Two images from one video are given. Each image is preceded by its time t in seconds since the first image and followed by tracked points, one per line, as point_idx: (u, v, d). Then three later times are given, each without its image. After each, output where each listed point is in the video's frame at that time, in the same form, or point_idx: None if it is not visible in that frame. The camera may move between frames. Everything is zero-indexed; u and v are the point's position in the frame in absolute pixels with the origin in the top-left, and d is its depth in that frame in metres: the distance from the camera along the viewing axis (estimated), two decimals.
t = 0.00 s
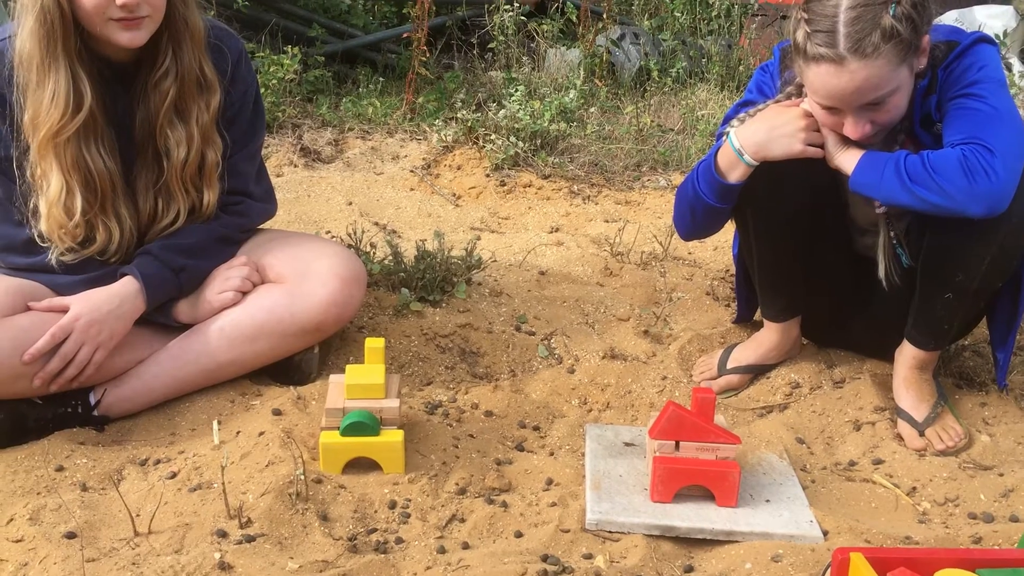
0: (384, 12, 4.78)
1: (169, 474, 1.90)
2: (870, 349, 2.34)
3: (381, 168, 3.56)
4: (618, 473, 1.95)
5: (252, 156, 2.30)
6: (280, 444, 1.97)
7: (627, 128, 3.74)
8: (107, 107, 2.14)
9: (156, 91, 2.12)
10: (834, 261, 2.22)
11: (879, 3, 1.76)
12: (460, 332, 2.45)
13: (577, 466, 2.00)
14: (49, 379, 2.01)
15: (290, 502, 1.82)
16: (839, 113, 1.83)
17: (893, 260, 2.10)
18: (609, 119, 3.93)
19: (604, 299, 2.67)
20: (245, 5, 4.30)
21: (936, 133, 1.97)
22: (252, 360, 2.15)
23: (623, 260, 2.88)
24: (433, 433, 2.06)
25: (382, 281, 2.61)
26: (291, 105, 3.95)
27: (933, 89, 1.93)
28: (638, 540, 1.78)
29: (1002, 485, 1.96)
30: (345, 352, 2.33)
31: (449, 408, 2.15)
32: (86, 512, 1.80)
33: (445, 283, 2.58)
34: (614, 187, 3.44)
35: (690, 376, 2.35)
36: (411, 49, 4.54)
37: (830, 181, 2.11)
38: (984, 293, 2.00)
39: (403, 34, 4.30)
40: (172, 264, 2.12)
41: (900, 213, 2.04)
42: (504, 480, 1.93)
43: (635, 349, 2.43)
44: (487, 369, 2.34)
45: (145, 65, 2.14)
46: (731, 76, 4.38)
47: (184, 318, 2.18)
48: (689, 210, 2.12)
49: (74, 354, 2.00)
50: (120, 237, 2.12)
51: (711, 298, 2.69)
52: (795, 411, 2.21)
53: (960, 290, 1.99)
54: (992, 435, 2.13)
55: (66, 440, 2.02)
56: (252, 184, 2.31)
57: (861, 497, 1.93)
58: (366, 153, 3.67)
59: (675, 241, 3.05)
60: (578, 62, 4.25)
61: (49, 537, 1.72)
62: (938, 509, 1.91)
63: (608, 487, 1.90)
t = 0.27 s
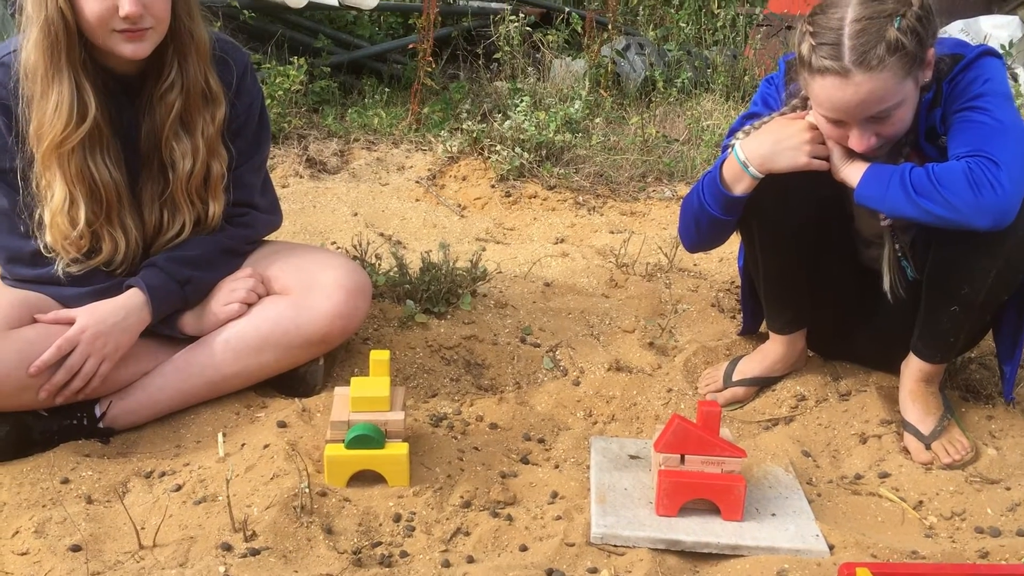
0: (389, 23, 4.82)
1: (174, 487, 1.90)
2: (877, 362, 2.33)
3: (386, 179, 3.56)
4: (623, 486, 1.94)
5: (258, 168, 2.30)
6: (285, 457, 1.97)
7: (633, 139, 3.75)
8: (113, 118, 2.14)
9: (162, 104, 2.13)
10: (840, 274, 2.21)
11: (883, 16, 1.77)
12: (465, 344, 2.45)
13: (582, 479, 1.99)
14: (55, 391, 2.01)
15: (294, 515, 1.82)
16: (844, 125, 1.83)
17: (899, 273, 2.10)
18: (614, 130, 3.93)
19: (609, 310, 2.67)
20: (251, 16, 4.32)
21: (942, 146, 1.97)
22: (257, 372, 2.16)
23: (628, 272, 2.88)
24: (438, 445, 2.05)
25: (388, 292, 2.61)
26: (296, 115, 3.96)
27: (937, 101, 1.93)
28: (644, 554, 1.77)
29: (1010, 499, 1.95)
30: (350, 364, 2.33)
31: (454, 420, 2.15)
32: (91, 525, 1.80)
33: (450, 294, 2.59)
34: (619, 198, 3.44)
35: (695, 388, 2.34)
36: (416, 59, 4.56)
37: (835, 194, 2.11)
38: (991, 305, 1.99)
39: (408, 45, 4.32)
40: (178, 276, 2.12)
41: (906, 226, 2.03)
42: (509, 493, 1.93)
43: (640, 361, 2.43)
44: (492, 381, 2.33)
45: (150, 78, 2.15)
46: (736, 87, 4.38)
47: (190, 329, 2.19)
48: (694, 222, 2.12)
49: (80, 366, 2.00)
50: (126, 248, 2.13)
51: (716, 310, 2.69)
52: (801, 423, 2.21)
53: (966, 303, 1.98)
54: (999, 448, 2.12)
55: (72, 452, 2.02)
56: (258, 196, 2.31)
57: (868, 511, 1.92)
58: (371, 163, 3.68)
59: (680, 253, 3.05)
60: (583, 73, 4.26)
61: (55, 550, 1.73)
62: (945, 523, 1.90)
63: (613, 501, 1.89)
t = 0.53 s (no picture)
0: (394, 33, 4.84)
1: (180, 497, 1.91)
2: (883, 373, 2.33)
3: (391, 189, 3.57)
4: (629, 497, 1.94)
5: (264, 178, 2.31)
6: (291, 467, 1.97)
7: (637, 149, 3.76)
8: (119, 129, 2.15)
9: (168, 115, 2.14)
10: (845, 288, 2.22)
11: (897, 13, 1.79)
12: (471, 355, 2.45)
13: (588, 491, 2.00)
14: (62, 402, 2.01)
15: (300, 526, 1.82)
16: (847, 124, 1.83)
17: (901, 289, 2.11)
18: (619, 140, 3.94)
19: (614, 321, 2.67)
20: (256, 26, 4.34)
21: (946, 160, 1.97)
22: (263, 382, 2.16)
23: (633, 282, 2.88)
24: (443, 456, 2.06)
25: (393, 302, 2.62)
26: (302, 125, 3.98)
27: (941, 116, 1.94)
28: (649, 566, 1.77)
29: (1015, 511, 1.95)
30: (355, 374, 2.34)
31: (459, 431, 2.16)
32: (97, 535, 1.80)
33: (455, 305, 2.59)
34: (624, 209, 3.45)
35: (700, 400, 2.34)
36: (421, 69, 4.57)
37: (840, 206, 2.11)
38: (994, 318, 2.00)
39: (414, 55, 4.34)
40: (185, 286, 2.13)
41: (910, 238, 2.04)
42: (514, 504, 1.93)
43: (646, 372, 2.43)
44: (497, 392, 2.34)
45: (157, 89, 2.16)
46: (740, 97, 4.39)
47: (196, 340, 2.19)
48: (698, 234, 2.13)
49: (87, 376, 2.01)
50: (132, 258, 2.14)
51: (721, 320, 2.69)
52: (806, 435, 2.21)
53: (971, 315, 1.98)
54: (1004, 460, 2.12)
55: (78, 462, 2.03)
56: (264, 207, 2.32)
57: (873, 523, 1.92)
58: (376, 173, 3.69)
59: (685, 263, 3.05)
60: (588, 83, 4.27)
61: (61, 561, 1.73)
62: (951, 535, 1.90)
63: (618, 512, 1.89)
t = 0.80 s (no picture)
0: (395, 39, 4.85)
1: (179, 501, 1.90)
2: (884, 380, 2.33)
3: (391, 194, 3.57)
4: (629, 503, 1.94)
5: (264, 183, 2.31)
6: (290, 472, 1.97)
7: (637, 155, 3.76)
8: (120, 134, 2.16)
9: (168, 119, 2.14)
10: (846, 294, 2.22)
11: None
12: (470, 360, 2.45)
13: (587, 496, 1.99)
14: (61, 406, 2.01)
15: (299, 530, 1.82)
16: (846, 88, 1.86)
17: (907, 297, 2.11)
18: (619, 146, 3.94)
19: (614, 326, 2.67)
20: (257, 32, 4.35)
21: (946, 165, 1.98)
22: (263, 387, 2.16)
23: (632, 288, 2.88)
24: (443, 461, 2.05)
25: (393, 307, 2.62)
26: (302, 130, 3.98)
27: (941, 121, 1.96)
28: (649, 571, 1.77)
29: (1015, 517, 1.95)
30: (355, 379, 2.34)
31: (459, 436, 2.15)
32: (96, 540, 1.80)
33: (455, 310, 2.59)
34: (624, 214, 3.45)
35: (701, 405, 2.34)
36: (422, 75, 4.58)
37: (841, 212, 2.12)
38: (994, 324, 2.00)
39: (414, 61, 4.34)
40: (185, 291, 2.13)
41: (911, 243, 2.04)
42: (514, 509, 1.93)
43: (646, 377, 2.43)
44: (497, 397, 2.33)
45: (157, 94, 2.16)
46: (740, 103, 4.40)
47: (196, 344, 2.19)
48: (702, 241, 2.13)
49: (86, 380, 2.00)
50: (132, 261, 2.14)
51: (721, 326, 2.69)
52: (806, 440, 2.20)
53: (970, 321, 1.98)
54: (1004, 466, 2.12)
55: (77, 467, 2.02)
56: (264, 211, 2.32)
57: (873, 529, 1.92)
58: (376, 179, 3.69)
59: (685, 269, 3.05)
60: (588, 89, 4.28)
61: (60, 566, 1.73)
62: (951, 541, 1.89)
63: (618, 517, 1.89)
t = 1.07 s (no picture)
0: (392, 41, 4.85)
1: (176, 504, 1.90)
2: (879, 381, 2.33)
3: (389, 197, 3.57)
4: (625, 505, 1.94)
5: (261, 185, 2.31)
6: (287, 475, 1.97)
7: (634, 158, 3.76)
8: (117, 137, 2.16)
9: (166, 122, 2.14)
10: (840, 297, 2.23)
11: None
12: (467, 362, 2.45)
13: (584, 499, 1.99)
14: (58, 409, 2.01)
15: (296, 533, 1.81)
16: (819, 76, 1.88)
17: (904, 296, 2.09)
18: (616, 148, 3.94)
19: (611, 329, 2.67)
20: (254, 34, 4.35)
21: (934, 169, 1.99)
22: (259, 390, 2.16)
23: (630, 290, 2.89)
24: (440, 464, 2.05)
25: (390, 310, 2.62)
26: (299, 133, 3.98)
27: (928, 126, 1.96)
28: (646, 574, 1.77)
29: (1012, 520, 1.95)
30: (352, 381, 2.34)
31: (456, 438, 2.15)
32: (92, 543, 1.80)
33: (452, 312, 2.59)
34: (621, 217, 3.45)
35: (698, 408, 2.34)
36: (419, 78, 4.58)
37: (836, 215, 2.12)
38: (987, 328, 2.00)
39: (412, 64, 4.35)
40: (181, 293, 2.13)
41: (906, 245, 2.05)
42: (511, 512, 1.93)
43: (643, 380, 2.43)
44: (494, 399, 2.33)
45: (155, 98, 2.16)
46: (737, 106, 4.40)
47: (192, 347, 2.19)
48: (698, 257, 2.13)
49: (83, 383, 2.00)
50: (129, 264, 2.14)
51: (718, 328, 2.69)
52: (803, 443, 2.20)
53: (962, 324, 1.99)
54: (1001, 468, 2.12)
55: (73, 470, 2.02)
56: (261, 214, 2.32)
57: (870, 531, 1.92)
58: (374, 181, 3.69)
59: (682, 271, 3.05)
60: (585, 92, 4.28)
61: (55, 569, 1.72)
62: (948, 544, 1.89)
63: (615, 520, 1.89)
